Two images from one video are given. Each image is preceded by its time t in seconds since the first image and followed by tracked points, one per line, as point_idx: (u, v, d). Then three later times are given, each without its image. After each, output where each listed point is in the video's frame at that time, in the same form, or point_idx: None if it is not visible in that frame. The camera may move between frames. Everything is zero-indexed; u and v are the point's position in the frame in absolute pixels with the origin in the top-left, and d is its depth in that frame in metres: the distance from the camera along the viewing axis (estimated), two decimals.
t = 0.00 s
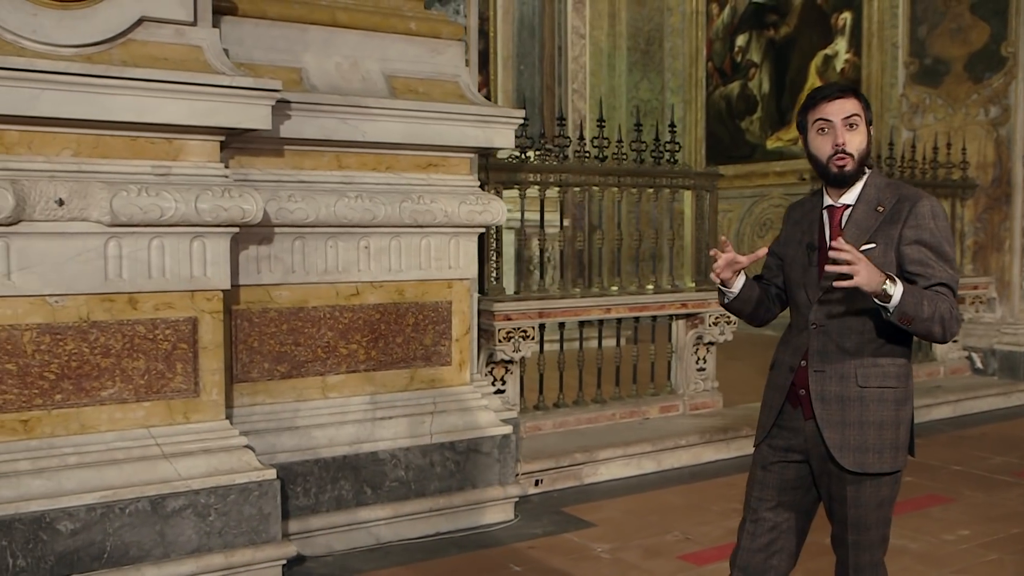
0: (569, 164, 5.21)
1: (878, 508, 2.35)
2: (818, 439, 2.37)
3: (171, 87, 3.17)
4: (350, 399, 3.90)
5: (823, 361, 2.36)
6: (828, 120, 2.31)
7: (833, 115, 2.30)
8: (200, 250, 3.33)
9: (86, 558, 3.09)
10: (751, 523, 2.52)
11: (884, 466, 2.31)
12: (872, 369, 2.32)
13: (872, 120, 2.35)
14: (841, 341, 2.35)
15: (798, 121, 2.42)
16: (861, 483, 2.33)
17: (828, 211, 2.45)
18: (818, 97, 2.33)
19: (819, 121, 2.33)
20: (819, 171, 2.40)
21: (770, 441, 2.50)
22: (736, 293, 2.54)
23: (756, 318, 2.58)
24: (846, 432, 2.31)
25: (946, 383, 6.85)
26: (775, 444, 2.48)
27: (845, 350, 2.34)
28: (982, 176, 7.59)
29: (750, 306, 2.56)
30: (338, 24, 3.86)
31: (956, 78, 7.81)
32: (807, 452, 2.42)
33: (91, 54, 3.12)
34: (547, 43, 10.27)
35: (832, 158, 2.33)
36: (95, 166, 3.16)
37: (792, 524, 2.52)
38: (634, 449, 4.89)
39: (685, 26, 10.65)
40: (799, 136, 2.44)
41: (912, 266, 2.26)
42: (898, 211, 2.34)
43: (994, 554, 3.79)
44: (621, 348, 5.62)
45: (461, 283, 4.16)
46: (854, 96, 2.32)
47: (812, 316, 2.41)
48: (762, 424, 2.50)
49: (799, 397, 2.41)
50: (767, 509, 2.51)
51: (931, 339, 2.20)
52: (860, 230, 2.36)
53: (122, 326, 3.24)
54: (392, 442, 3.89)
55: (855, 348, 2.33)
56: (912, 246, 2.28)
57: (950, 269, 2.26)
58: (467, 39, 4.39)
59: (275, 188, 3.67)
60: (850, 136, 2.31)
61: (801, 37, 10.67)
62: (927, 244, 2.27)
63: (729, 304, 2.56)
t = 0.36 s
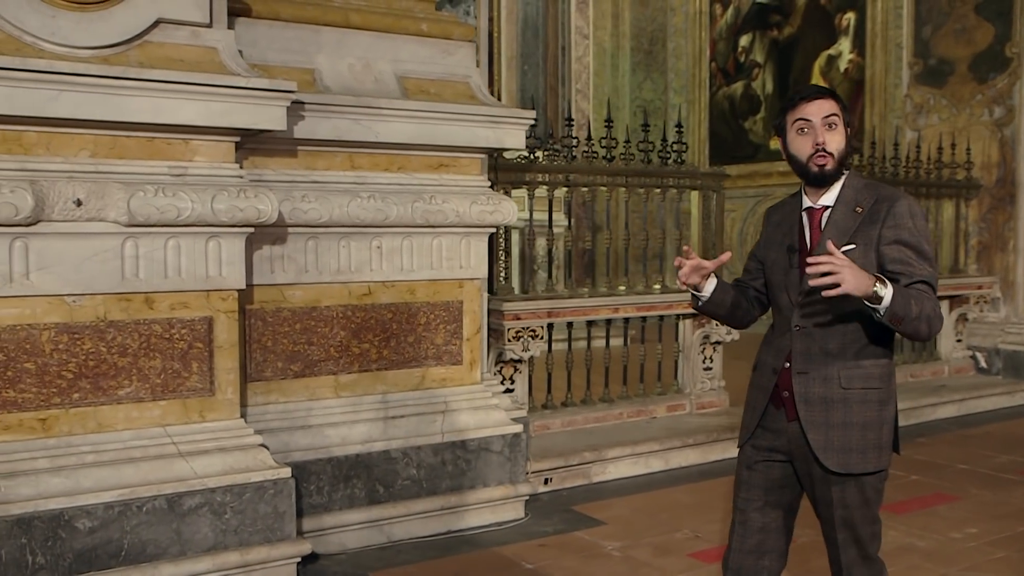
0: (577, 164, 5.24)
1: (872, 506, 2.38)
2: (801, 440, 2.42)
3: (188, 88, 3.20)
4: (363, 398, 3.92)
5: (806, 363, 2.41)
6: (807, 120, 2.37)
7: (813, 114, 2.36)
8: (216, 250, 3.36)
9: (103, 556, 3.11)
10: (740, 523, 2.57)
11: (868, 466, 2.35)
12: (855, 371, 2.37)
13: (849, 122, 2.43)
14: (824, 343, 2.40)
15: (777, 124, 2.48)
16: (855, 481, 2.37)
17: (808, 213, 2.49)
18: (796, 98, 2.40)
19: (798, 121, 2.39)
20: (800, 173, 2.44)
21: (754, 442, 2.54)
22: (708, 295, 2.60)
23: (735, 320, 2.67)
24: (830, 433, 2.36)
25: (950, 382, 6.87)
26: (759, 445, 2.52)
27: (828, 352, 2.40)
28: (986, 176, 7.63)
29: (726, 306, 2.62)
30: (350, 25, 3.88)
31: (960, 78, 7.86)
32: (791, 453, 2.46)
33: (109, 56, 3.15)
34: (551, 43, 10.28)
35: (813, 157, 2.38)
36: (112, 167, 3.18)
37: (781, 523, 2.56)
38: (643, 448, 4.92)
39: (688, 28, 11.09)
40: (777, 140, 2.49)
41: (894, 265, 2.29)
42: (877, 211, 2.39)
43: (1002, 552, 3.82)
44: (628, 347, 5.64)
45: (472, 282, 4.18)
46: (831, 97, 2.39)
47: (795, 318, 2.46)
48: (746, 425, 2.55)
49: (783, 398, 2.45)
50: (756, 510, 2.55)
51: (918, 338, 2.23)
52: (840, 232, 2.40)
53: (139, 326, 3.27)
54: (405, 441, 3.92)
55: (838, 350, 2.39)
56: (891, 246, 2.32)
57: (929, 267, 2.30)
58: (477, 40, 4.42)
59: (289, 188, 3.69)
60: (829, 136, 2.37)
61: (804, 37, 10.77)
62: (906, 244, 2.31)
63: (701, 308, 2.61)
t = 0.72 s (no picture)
0: (586, 164, 5.26)
1: (860, 500, 2.41)
2: (784, 437, 2.44)
3: (205, 89, 3.22)
4: (377, 397, 3.94)
5: (789, 360, 2.43)
6: (793, 122, 2.38)
7: (800, 116, 2.37)
8: (232, 250, 3.37)
9: (122, 554, 3.13)
10: (734, 522, 2.59)
11: (849, 464, 2.37)
12: (838, 369, 2.40)
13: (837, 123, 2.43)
14: (808, 341, 2.42)
15: (765, 124, 2.50)
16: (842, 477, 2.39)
17: (794, 212, 2.52)
18: (783, 99, 2.41)
19: (785, 122, 2.40)
20: (785, 173, 2.46)
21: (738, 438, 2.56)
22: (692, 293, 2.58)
23: (719, 320, 2.66)
24: (813, 430, 2.38)
25: (956, 382, 6.88)
26: (743, 441, 2.55)
27: (812, 350, 2.42)
28: (992, 176, 7.65)
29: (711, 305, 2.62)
30: (364, 26, 3.90)
31: (966, 78, 7.91)
32: (774, 449, 2.48)
33: (127, 57, 3.17)
34: (555, 43, 10.29)
35: (798, 159, 2.40)
36: (130, 168, 3.20)
37: (773, 520, 2.58)
38: (652, 447, 4.94)
39: (692, 28, 10.96)
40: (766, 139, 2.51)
41: (878, 265, 2.33)
42: (863, 211, 2.42)
43: (1012, 551, 3.84)
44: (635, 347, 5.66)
45: (484, 282, 4.20)
46: (819, 98, 2.40)
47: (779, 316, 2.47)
48: (729, 423, 2.57)
49: (766, 395, 2.48)
50: (750, 509, 2.57)
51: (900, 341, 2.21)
52: (825, 231, 2.43)
53: (156, 325, 3.29)
54: (419, 440, 3.94)
55: (822, 348, 2.41)
56: (876, 246, 2.36)
57: (913, 268, 2.32)
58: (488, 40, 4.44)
59: (303, 188, 3.70)
60: (815, 138, 2.38)
61: (807, 37, 10.84)
62: (890, 244, 2.34)
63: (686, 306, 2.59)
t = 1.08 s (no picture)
0: (596, 165, 5.29)
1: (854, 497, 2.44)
2: (778, 436, 2.46)
3: (224, 92, 3.24)
4: (392, 397, 3.96)
5: (783, 359, 2.46)
6: (795, 123, 2.41)
7: (800, 117, 2.40)
8: (251, 251, 3.40)
9: (143, 554, 3.16)
10: (737, 523, 2.61)
11: (840, 463, 2.40)
12: (831, 368, 2.43)
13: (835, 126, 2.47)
14: (801, 340, 2.45)
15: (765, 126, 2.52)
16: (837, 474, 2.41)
17: (790, 213, 2.55)
18: (783, 102, 2.44)
19: (786, 123, 2.42)
20: (786, 174, 2.49)
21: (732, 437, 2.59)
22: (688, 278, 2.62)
23: (708, 311, 2.68)
24: (805, 428, 2.41)
25: (962, 382, 6.92)
26: (736, 440, 2.57)
27: (806, 349, 2.45)
28: (998, 177, 7.69)
29: (703, 297, 2.65)
30: (379, 29, 3.92)
31: (971, 80, 7.98)
32: (766, 448, 2.51)
33: (147, 60, 3.19)
34: (560, 44, 10.31)
35: (800, 160, 2.43)
36: (150, 170, 3.22)
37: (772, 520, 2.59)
38: (663, 447, 4.97)
39: (696, 29, 11.24)
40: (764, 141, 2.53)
41: (872, 264, 2.31)
42: (858, 214, 2.45)
43: None
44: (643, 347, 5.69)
45: (497, 283, 4.23)
46: (818, 101, 2.43)
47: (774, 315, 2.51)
48: (723, 422, 2.59)
49: (759, 394, 2.50)
50: (752, 510, 2.59)
51: (891, 332, 2.25)
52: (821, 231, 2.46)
53: (176, 326, 3.31)
54: (434, 440, 3.96)
55: (815, 348, 2.44)
56: (871, 246, 2.35)
57: (907, 269, 2.32)
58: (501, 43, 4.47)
59: (319, 190, 3.72)
60: (816, 139, 2.41)
61: (812, 38, 11.09)
62: (885, 244, 2.34)
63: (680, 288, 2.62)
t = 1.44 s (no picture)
0: (605, 165, 5.31)
1: (833, 503, 2.46)
2: (771, 434, 2.49)
3: (241, 93, 3.27)
4: (404, 396, 3.98)
5: (778, 358, 2.48)
6: (790, 131, 2.41)
7: (796, 126, 2.40)
8: (267, 251, 3.42)
9: (161, 551, 3.18)
10: (739, 519, 2.65)
11: (834, 461, 2.43)
12: (825, 368, 2.45)
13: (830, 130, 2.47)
14: (795, 340, 2.46)
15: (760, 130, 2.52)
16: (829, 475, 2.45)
17: (785, 216, 2.56)
18: (780, 108, 2.43)
19: (781, 131, 2.43)
20: (780, 180, 2.50)
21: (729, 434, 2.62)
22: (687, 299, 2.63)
23: (713, 320, 2.71)
24: (800, 426, 2.42)
25: (967, 381, 6.95)
26: (733, 437, 2.60)
27: (800, 349, 2.47)
28: (1002, 177, 7.73)
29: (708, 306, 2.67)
30: (392, 30, 3.95)
31: (976, 80, 8.05)
32: (760, 446, 2.53)
33: (164, 61, 3.22)
34: (564, 44, 10.35)
35: (795, 168, 2.45)
36: (168, 170, 3.25)
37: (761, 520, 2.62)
38: (671, 445, 5.00)
39: (700, 30, 11.49)
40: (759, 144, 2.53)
41: (866, 271, 2.40)
42: (854, 218, 2.48)
43: None
44: (650, 346, 5.71)
45: (508, 283, 4.25)
46: (814, 107, 2.43)
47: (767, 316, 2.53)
48: (717, 420, 2.62)
49: (753, 392, 2.52)
50: (751, 507, 2.62)
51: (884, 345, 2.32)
52: (817, 234, 2.48)
53: (193, 325, 3.33)
54: (446, 439, 3.99)
55: (808, 347, 2.46)
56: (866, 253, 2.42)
57: (900, 276, 2.40)
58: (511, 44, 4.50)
59: (333, 190, 3.74)
60: (811, 147, 2.42)
61: (816, 38, 11.03)
62: (880, 251, 2.40)
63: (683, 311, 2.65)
